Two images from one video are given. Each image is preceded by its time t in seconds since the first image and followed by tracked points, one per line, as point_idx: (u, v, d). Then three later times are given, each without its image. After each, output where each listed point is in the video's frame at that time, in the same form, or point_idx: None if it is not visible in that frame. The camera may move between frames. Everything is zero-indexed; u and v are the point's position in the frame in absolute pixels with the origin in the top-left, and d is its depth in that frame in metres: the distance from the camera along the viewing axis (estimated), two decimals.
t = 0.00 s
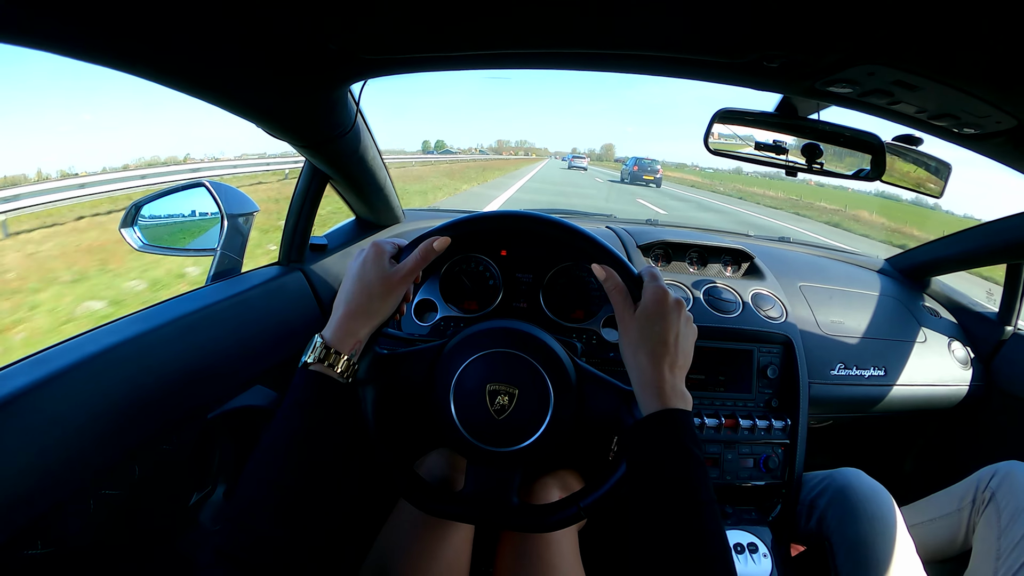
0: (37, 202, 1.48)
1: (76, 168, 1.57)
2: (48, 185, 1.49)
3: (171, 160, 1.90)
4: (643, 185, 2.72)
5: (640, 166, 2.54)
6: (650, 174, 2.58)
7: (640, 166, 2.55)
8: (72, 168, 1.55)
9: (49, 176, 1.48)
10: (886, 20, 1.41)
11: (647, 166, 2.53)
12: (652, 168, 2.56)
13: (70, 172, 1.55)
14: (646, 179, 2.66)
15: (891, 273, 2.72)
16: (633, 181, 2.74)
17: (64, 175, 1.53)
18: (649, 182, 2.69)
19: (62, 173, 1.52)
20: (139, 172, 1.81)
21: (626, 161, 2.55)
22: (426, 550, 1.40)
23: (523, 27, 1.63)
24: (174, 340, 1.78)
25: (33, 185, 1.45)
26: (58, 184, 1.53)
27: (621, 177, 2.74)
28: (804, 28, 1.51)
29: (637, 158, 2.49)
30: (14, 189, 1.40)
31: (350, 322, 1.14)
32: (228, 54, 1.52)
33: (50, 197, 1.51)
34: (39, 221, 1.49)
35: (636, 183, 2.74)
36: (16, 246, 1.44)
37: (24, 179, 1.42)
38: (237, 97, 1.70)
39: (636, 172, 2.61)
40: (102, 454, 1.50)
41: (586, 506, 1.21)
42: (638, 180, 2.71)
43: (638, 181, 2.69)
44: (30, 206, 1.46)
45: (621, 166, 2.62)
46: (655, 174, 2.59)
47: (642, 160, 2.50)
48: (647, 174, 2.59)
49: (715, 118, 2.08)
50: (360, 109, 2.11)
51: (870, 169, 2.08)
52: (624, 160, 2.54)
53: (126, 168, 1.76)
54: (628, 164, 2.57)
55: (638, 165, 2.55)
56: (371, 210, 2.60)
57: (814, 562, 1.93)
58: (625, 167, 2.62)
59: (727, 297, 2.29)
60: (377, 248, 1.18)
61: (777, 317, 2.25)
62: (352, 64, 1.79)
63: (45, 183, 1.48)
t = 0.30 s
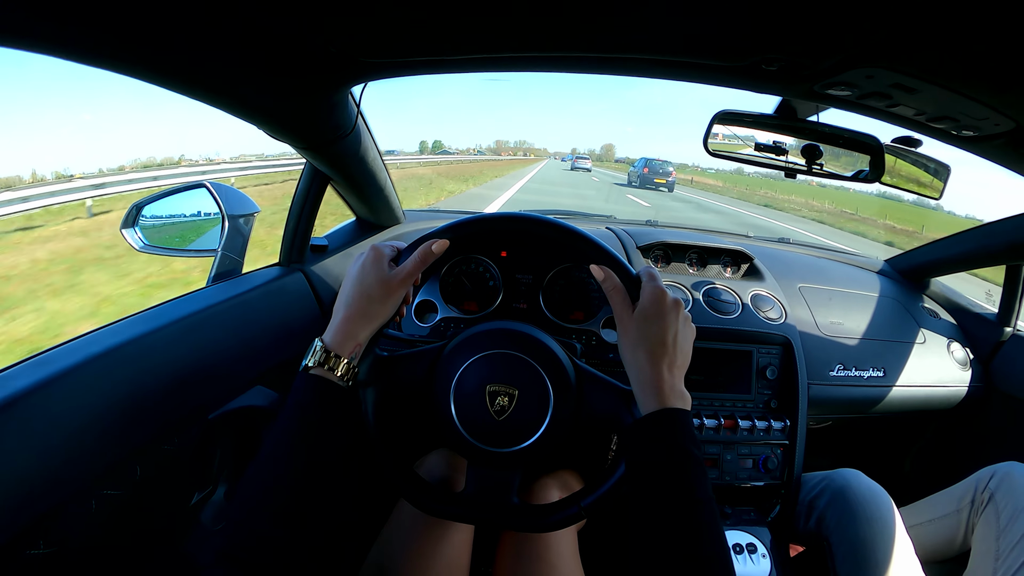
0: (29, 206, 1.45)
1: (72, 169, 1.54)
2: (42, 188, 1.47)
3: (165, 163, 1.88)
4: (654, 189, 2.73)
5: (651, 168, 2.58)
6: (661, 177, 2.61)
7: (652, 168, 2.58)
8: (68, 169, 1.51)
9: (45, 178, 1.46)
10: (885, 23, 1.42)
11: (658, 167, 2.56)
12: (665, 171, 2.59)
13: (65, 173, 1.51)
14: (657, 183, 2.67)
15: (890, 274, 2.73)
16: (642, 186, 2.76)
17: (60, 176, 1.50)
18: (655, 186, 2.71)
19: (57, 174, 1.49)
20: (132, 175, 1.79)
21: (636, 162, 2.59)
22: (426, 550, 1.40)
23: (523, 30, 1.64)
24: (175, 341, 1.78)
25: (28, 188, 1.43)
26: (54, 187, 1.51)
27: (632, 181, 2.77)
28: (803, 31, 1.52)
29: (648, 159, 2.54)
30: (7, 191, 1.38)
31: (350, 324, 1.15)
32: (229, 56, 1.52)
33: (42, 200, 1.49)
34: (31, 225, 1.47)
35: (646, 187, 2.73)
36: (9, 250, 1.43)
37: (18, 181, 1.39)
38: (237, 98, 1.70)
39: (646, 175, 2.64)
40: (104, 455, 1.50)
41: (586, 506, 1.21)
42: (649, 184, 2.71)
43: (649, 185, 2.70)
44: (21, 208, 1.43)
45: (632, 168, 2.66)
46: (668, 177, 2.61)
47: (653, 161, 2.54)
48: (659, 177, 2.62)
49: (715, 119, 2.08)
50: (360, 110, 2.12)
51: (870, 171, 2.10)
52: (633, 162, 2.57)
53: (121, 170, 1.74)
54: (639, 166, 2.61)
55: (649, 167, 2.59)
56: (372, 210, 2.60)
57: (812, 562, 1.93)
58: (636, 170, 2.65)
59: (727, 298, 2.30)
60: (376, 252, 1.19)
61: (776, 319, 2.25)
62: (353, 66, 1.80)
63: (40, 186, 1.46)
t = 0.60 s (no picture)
0: (20, 210, 1.42)
1: (67, 171, 1.52)
2: (37, 189, 1.45)
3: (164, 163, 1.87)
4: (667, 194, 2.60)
5: (665, 170, 2.47)
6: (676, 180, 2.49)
7: (666, 170, 2.47)
8: (62, 171, 1.50)
9: (40, 179, 1.44)
10: (890, 20, 1.40)
11: (673, 169, 2.44)
12: (680, 174, 2.48)
13: (60, 175, 1.50)
14: (671, 188, 2.55)
15: (892, 274, 2.72)
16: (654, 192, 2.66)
17: (55, 177, 1.49)
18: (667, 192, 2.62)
19: (52, 176, 1.48)
20: (127, 176, 1.77)
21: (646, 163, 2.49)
22: (426, 553, 1.39)
23: (524, 28, 1.63)
24: (173, 342, 1.77)
25: (22, 191, 1.41)
26: (49, 189, 1.49)
27: (643, 185, 2.68)
28: (807, 28, 1.51)
29: (661, 160, 2.43)
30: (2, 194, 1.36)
31: (349, 327, 1.14)
32: (227, 53, 1.51)
33: (32, 204, 1.46)
34: (22, 228, 1.45)
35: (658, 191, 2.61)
36: (3, 250, 1.41)
37: (13, 183, 1.38)
38: (236, 96, 1.69)
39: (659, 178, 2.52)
40: (101, 456, 1.49)
41: (589, 508, 1.20)
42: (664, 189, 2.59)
43: (661, 189, 2.58)
44: (12, 212, 1.40)
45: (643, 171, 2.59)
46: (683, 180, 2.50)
47: (666, 162, 2.43)
48: (674, 181, 2.50)
49: (717, 119, 2.07)
50: (359, 110, 2.10)
51: (870, 172, 2.07)
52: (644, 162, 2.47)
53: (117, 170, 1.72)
54: (651, 168, 2.50)
55: (662, 170, 2.47)
56: (371, 211, 2.59)
57: (815, 564, 1.92)
58: (649, 172, 2.54)
59: (728, 299, 2.29)
60: (374, 254, 1.17)
61: (778, 319, 2.24)
62: (352, 64, 1.79)
63: (34, 188, 1.44)
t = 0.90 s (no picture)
0: (14, 212, 1.41)
1: (60, 172, 1.50)
2: (32, 192, 1.44)
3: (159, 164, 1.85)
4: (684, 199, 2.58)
5: (682, 173, 2.44)
6: (695, 184, 2.47)
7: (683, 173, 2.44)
8: (58, 172, 1.48)
9: (34, 181, 1.43)
10: (886, 21, 1.41)
11: (690, 172, 2.43)
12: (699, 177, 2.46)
13: (54, 176, 1.49)
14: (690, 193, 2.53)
15: (890, 273, 2.73)
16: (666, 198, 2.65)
17: (50, 178, 1.48)
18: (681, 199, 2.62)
19: (46, 177, 1.47)
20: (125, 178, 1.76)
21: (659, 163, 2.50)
22: (426, 552, 1.39)
23: (522, 29, 1.63)
24: (173, 342, 1.78)
25: (16, 193, 1.40)
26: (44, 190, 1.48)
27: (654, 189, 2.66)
28: (803, 29, 1.51)
29: (677, 161, 2.42)
30: None
31: (348, 327, 1.14)
32: (226, 54, 1.52)
33: (29, 206, 1.45)
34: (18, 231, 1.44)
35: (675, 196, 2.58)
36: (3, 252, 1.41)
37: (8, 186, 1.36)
38: (235, 97, 1.69)
39: (676, 182, 2.49)
40: (101, 456, 1.49)
41: (587, 506, 1.21)
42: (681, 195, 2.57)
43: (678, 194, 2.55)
44: (6, 215, 1.39)
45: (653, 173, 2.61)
46: (701, 185, 2.47)
47: (684, 163, 2.42)
48: (692, 185, 2.47)
49: (715, 119, 2.07)
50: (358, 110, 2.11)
51: (868, 172, 2.09)
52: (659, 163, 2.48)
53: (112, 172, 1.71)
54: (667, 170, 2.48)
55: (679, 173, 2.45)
56: (371, 211, 2.60)
57: (813, 562, 1.92)
58: (664, 175, 2.53)
59: (727, 298, 2.29)
60: (373, 255, 1.18)
61: (777, 319, 2.25)
62: (351, 66, 1.80)
63: (28, 190, 1.43)
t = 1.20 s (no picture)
0: (11, 212, 1.41)
1: (56, 174, 1.50)
2: (25, 192, 1.42)
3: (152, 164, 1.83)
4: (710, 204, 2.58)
5: (705, 175, 2.47)
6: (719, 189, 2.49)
7: (706, 176, 2.47)
8: (52, 173, 1.48)
9: (28, 182, 1.41)
10: (881, 18, 1.41)
11: (713, 174, 2.46)
12: (723, 182, 2.49)
13: (48, 177, 1.47)
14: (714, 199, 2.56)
15: (890, 273, 2.72)
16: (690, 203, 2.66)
17: (44, 180, 1.47)
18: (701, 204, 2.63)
19: (40, 178, 1.45)
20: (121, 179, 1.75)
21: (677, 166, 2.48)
22: (424, 553, 1.39)
23: (519, 28, 1.63)
24: (171, 342, 1.77)
25: (10, 193, 1.39)
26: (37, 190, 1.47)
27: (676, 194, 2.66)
28: (799, 26, 1.51)
29: (698, 164, 2.42)
30: None
31: (344, 328, 1.14)
32: (222, 53, 1.51)
33: (24, 205, 1.44)
34: (15, 231, 1.45)
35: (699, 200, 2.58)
36: None
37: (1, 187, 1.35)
38: (232, 97, 1.69)
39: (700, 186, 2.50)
40: (98, 456, 1.49)
41: (586, 505, 1.20)
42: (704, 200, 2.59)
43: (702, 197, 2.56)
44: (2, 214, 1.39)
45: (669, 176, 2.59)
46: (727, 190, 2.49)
47: (706, 166, 2.43)
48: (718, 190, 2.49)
49: (712, 117, 2.07)
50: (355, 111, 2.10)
51: (868, 172, 2.08)
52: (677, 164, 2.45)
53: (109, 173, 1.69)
54: (688, 173, 2.49)
55: (702, 176, 2.47)
56: (369, 211, 2.60)
57: (813, 562, 1.92)
58: (685, 179, 2.53)
59: (725, 298, 2.29)
60: (368, 255, 1.19)
61: (775, 318, 2.25)
62: (348, 65, 1.79)
63: (22, 191, 1.41)
